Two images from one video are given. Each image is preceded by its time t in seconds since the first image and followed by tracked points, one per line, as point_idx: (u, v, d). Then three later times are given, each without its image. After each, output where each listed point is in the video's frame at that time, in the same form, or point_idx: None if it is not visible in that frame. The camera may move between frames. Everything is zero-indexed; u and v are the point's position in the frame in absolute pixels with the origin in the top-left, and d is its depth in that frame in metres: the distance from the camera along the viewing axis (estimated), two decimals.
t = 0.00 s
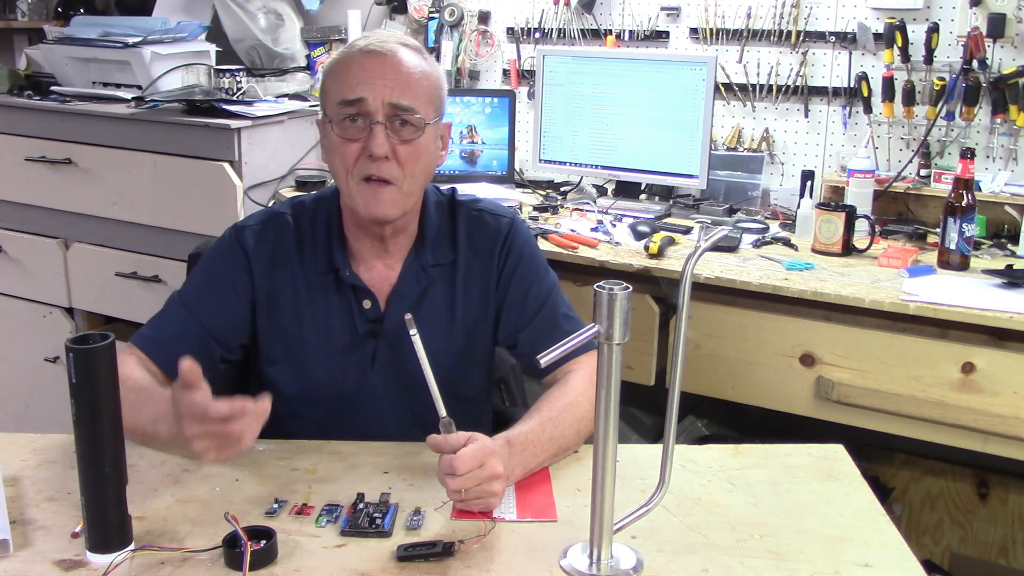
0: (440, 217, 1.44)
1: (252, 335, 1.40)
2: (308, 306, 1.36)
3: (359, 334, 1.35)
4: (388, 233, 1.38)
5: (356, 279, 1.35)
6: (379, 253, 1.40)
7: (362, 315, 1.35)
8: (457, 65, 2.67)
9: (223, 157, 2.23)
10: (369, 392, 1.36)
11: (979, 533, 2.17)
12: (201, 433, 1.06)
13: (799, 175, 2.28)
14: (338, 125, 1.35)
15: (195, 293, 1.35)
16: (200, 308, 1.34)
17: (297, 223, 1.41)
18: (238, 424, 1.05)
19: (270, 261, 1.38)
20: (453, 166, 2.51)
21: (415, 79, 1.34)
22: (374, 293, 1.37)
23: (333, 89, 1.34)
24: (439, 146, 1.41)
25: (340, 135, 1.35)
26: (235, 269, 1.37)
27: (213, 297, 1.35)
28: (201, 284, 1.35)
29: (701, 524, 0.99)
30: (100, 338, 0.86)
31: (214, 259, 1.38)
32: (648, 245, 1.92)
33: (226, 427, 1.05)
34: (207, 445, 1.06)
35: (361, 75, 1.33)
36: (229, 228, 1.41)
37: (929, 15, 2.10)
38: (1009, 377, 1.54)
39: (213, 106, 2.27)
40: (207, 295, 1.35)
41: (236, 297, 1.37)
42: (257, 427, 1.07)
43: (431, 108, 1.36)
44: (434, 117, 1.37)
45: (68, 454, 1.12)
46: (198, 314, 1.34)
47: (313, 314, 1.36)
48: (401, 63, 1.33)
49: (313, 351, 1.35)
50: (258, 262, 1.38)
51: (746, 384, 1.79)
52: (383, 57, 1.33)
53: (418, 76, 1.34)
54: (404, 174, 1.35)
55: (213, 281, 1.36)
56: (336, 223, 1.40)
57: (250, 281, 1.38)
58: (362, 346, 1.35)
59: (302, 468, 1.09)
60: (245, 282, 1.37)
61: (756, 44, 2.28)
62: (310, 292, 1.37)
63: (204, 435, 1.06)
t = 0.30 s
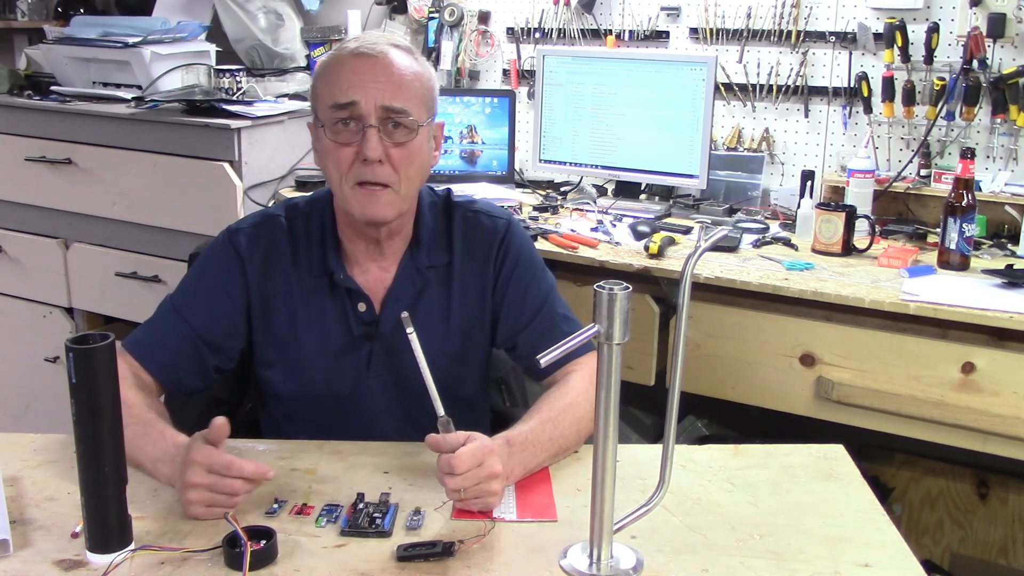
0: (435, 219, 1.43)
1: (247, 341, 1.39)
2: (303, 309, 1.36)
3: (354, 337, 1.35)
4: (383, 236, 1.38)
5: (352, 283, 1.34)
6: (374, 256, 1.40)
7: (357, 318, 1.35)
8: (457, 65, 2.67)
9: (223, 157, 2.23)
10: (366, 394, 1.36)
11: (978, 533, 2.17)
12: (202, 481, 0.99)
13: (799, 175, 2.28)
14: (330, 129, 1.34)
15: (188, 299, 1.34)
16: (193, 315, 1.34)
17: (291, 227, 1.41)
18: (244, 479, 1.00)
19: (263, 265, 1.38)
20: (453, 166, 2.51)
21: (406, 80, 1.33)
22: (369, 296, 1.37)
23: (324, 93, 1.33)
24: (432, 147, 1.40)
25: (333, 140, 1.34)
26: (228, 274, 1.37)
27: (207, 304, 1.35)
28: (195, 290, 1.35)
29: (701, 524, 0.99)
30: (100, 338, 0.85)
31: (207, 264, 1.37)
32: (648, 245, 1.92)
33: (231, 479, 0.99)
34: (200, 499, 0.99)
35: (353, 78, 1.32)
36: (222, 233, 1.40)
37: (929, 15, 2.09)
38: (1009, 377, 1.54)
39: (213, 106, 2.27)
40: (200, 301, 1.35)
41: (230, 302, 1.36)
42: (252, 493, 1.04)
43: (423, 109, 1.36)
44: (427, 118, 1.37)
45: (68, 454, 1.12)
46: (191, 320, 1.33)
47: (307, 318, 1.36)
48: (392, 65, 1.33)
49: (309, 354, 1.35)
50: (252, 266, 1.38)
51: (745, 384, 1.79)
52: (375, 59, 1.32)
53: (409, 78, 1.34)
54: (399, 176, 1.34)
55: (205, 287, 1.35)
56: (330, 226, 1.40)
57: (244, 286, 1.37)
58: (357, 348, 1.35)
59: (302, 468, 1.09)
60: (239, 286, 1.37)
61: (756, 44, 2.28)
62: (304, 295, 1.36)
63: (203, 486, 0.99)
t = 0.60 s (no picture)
0: (437, 219, 1.43)
1: (249, 344, 1.39)
2: (307, 311, 1.36)
3: (361, 338, 1.35)
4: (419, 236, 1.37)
5: (358, 284, 1.35)
6: (381, 256, 1.40)
7: (365, 319, 1.35)
8: (457, 65, 2.67)
9: (223, 157, 2.23)
10: (370, 395, 1.36)
11: (978, 533, 2.17)
12: (206, 481, 0.99)
13: (799, 175, 2.28)
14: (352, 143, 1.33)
15: (188, 303, 1.34)
16: (194, 320, 1.34)
17: (292, 228, 1.40)
18: (248, 481, 1.00)
19: (265, 268, 1.38)
20: (452, 166, 2.51)
21: (405, 78, 1.34)
22: (375, 296, 1.37)
23: (336, 109, 1.33)
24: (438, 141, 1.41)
25: (359, 152, 1.33)
26: (229, 277, 1.36)
27: (207, 309, 1.35)
28: (195, 296, 1.35)
29: (701, 524, 0.99)
30: (100, 338, 0.85)
31: (206, 268, 1.37)
32: (648, 245, 1.92)
33: (235, 479, 1.00)
34: (201, 499, 0.99)
35: (358, 85, 1.31)
36: (222, 235, 1.40)
37: (929, 15, 2.10)
38: (1009, 377, 1.54)
39: (213, 106, 2.27)
40: (201, 306, 1.34)
41: (231, 307, 1.36)
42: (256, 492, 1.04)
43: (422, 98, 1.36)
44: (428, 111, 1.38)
45: (68, 454, 1.12)
46: (191, 326, 1.34)
47: (312, 319, 1.36)
48: (385, 66, 1.33)
49: (315, 355, 1.35)
50: (253, 269, 1.37)
51: (745, 384, 1.79)
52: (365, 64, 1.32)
53: (402, 74, 1.34)
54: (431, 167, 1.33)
55: (206, 291, 1.35)
56: (332, 227, 1.40)
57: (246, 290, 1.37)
58: (365, 349, 1.35)
59: (302, 468, 1.09)
60: (241, 290, 1.37)
61: (756, 44, 2.28)
62: (308, 297, 1.36)
63: (206, 485, 0.99)
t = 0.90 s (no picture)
0: (433, 222, 1.44)
1: (246, 345, 1.39)
2: (302, 314, 1.36)
3: (356, 341, 1.35)
4: (382, 241, 1.37)
5: (351, 287, 1.35)
6: (373, 259, 1.39)
7: (359, 322, 1.35)
8: (457, 65, 2.67)
9: (223, 157, 2.23)
10: (367, 398, 1.36)
11: (979, 533, 2.17)
12: (205, 481, 0.99)
13: (799, 175, 2.28)
14: (324, 136, 1.34)
15: (184, 305, 1.35)
16: (190, 321, 1.34)
17: (288, 229, 1.40)
18: (247, 480, 1.00)
19: (261, 269, 1.38)
20: (453, 166, 2.51)
21: (400, 85, 1.32)
22: (370, 299, 1.37)
23: (317, 100, 1.33)
24: (428, 151, 1.39)
25: (328, 148, 1.34)
26: (226, 279, 1.36)
27: (203, 310, 1.35)
28: (191, 297, 1.35)
29: (701, 524, 0.99)
30: (100, 338, 0.85)
31: (202, 270, 1.37)
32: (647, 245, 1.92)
33: (235, 479, 1.00)
34: (201, 499, 0.99)
35: (345, 84, 1.31)
36: (219, 236, 1.40)
37: (929, 15, 2.10)
38: (1009, 377, 1.54)
39: (213, 106, 2.27)
40: (197, 307, 1.35)
41: (226, 309, 1.36)
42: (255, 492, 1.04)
43: (418, 112, 1.35)
44: (421, 121, 1.36)
45: (68, 454, 1.12)
46: (187, 327, 1.34)
47: (307, 322, 1.35)
48: (385, 69, 1.32)
49: (308, 358, 1.35)
50: (249, 270, 1.37)
51: (746, 384, 1.79)
52: (366, 64, 1.32)
53: (401, 82, 1.33)
54: (393, 184, 1.34)
55: (203, 292, 1.35)
56: (327, 230, 1.39)
57: (243, 291, 1.37)
58: (359, 352, 1.35)
59: (302, 468, 1.09)
60: (237, 291, 1.37)
61: (756, 44, 2.28)
62: (302, 300, 1.36)
63: (205, 485, 0.99)
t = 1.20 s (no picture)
0: (432, 223, 1.43)
1: (245, 346, 1.39)
2: (301, 315, 1.36)
3: (355, 342, 1.35)
4: (381, 243, 1.37)
5: (350, 288, 1.34)
6: (373, 262, 1.39)
7: (359, 323, 1.35)
8: (457, 65, 2.67)
9: (223, 157, 2.23)
10: (366, 399, 1.35)
11: (979, 533, 2.17)
12: (206, 481, 0.99)
13: (799, 175, 2.28)
14: (325, 137, 1.34)
15: (183, 305, 1.34)
16: (190, 322, 1.34)
17: (288, 230, 1.40)
18: (248, 480, 1.00)
19: (262, 269, 1.38)
20: (453, 166, 2.51)
21: (401, 86, 1.33)
22: (369, 301, 1.37)
23: (318, 100, 1.33)
24: (428, 153, 1.39)
25: (329, 148, 1.34)
26: (225, 279, 1.36)
27: (203, 310, 1.35)
28: (191, 297, 1.35)
29: (701, 524, 0.99)
30: (100, 338, 0.85)
31: (203, 270, 1.37)
32: (647, 245, 1.92)
33: (235, 479, 1.00)
34: (202, 499, 0.99)
35: (346, 84, 1.31)
36: (218, 237, 1.40)
37: (929, 15, 2.10)
38: (1009, 377, 1.54)
39: (213, 106, 2.27)
40: (196, 307, 1.35)
41: (226, 309, 1.36)
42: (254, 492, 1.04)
43: (419, 112, 1.35)
44: (422, 123, 1.36)
45: (68, 454, 1.12)
46: (186, 328, 1.34)
47: (306, 323, 1.35)
48: (386, 70, 1.32)
49: (307, 359, 1.35)
50: (249, 271, 1.37)
51: (746, 384, 1.79)
52: (367, 64, 1.32)
53: (402, 82, 1.33)
54: (394, 184, 1.33)
55: (202, 293, 1.35)
56: (327, 231, 1.39)
57: (243, 291, 1.37)
58: (359, 353, 1.35)
59: (302, 468, 1.09)
60: (236, 292, 1.37)
61: (756, 44, 2.28)
62: (302, 301, 1.36)
63: (206, 486, 0.99)
